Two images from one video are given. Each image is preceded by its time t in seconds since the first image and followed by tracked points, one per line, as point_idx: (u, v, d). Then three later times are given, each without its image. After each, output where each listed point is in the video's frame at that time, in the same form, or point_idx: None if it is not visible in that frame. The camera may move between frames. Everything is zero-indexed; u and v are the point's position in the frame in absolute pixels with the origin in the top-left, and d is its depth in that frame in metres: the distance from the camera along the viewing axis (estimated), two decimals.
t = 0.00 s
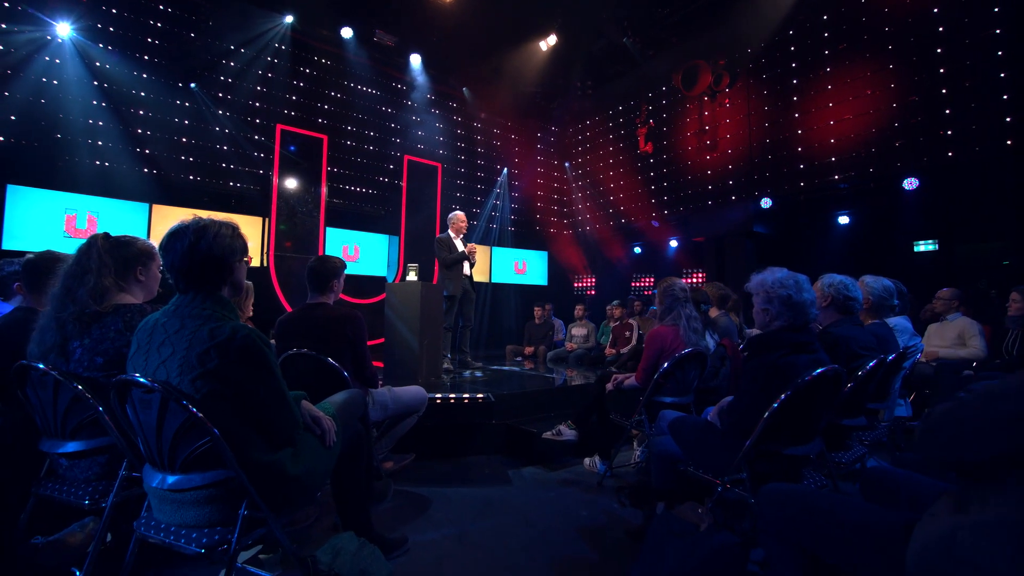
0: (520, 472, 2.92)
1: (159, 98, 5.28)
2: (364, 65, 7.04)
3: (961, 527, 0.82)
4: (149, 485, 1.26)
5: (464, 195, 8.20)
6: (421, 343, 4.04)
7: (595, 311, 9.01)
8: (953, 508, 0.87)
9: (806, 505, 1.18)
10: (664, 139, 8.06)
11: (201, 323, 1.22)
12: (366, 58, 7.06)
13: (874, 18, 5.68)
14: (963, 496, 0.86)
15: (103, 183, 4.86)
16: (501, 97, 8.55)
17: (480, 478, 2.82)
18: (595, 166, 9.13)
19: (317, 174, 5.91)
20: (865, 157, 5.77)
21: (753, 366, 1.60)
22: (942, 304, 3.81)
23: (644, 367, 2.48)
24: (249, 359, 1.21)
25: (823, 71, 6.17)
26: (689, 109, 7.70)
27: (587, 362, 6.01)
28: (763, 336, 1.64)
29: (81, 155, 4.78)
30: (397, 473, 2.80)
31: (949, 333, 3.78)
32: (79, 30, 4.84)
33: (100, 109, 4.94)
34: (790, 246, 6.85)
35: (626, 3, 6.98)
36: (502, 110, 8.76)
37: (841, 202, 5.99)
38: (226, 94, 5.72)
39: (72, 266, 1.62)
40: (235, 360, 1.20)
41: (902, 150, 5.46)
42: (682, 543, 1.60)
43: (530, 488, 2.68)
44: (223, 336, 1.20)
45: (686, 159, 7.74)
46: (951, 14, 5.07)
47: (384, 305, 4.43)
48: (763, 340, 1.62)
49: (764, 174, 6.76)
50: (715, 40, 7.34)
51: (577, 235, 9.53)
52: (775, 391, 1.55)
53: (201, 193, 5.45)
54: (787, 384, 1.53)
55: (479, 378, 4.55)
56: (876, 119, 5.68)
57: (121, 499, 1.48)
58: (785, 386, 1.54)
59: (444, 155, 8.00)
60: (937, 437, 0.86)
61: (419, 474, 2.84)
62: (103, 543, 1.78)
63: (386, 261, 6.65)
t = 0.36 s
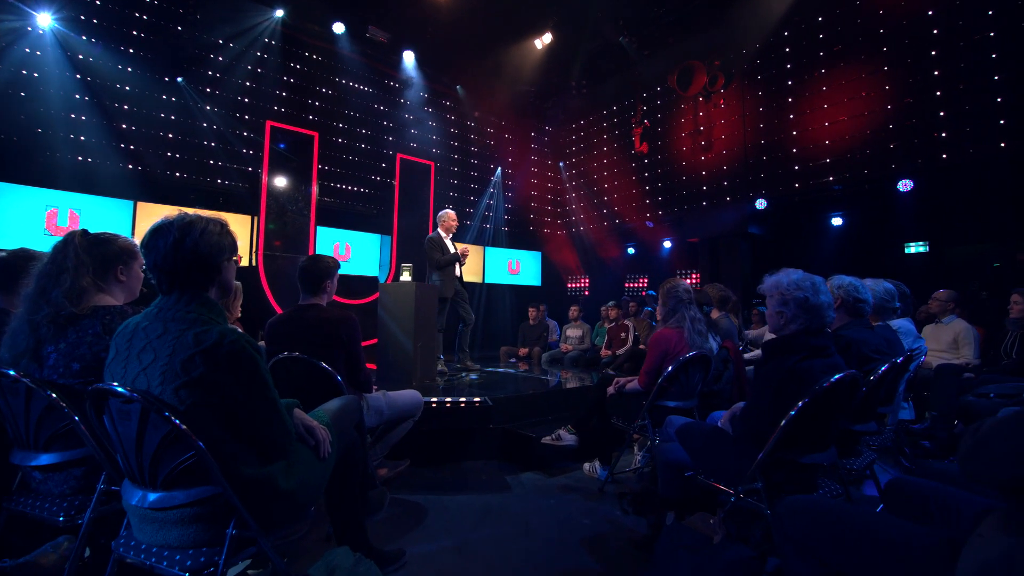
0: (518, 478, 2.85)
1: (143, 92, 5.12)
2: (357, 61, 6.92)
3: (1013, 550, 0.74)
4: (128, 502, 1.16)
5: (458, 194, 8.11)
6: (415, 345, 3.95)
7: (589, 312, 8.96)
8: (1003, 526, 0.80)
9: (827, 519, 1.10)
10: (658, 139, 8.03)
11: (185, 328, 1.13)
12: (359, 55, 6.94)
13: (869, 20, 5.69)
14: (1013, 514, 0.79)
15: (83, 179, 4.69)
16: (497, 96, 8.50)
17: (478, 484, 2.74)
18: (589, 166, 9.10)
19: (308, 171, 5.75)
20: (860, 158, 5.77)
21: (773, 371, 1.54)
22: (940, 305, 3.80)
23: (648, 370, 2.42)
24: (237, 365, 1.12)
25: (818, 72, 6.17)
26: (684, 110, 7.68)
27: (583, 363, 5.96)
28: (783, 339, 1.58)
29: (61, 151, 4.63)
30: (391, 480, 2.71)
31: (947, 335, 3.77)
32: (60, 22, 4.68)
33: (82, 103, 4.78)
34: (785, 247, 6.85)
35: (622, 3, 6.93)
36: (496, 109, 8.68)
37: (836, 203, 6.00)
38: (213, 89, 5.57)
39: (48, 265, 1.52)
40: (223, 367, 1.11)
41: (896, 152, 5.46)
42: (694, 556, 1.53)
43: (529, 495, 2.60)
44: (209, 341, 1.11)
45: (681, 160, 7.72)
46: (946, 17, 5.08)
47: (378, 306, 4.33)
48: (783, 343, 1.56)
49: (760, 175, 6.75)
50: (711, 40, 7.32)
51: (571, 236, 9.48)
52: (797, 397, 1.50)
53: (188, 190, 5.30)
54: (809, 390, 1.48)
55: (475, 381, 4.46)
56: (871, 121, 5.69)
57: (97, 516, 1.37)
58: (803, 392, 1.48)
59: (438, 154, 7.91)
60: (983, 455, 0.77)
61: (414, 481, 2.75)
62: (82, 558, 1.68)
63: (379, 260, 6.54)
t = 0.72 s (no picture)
0: (513, 484, 2.77)
1: (124, 86, 4.96)
2: (348, 57, 6.80)
3: None
4: (98, 523, 1.06)
5: (450, 193, 8.02)
6: (407, 347, 3.85)
7: (581, 313, 8.91)
8: None
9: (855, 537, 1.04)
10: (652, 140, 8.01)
11: (163, 332, 1.04)
12: (349, 50, 6.81)
13: (862, 23, 5.71)
14: None
15: (59, 174, 4.51)
16: (489, 95, 8.56)
17: (472, 491, 2.66)
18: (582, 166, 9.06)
19: (297, 169, 5.63)
20: (852, 160, 5.79)
21: (786, 377, 1.48)
22: (939, 308, 3.83)
23: (648, 374, 2.36)
24: (219, 373, 1.03)
25: (811, 74, 6.18)
26: (677, 110, 7.66)
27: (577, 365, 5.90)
28: (792, 344, 1.53)
29: (38, 145, 4.45)
30: (382, 488, 2.61)
31: (943, 338, 3.76)
32: (37, 11, 4.50)
33: (60, 96, 4.61)
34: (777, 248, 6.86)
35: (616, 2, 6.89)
36: (488, 108, 8.61)
37: (828, 205, 6.01)
38: (197, 83, 5.41)
39: (15, 263, 1.43)
40: (203, 374, 1.02)
41: (888, 154, 5.48)
42: (704, 570, 1.47)
43: (526, 503, 2.52)
44: (189, 347, 1.01)
45: (674, 161, 7.70)
46: (938, 20, 5.10)
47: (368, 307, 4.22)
48: (792, 348, 1.51)
49: (753, 176, 6.74)
50: (704, 41, 7.30)
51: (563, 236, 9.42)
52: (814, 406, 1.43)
53: (171, 187, 5.15)
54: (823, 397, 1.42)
55: (467, 383, 4.37)
56: (863, 123, 5.70)
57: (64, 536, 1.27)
58: (817, 399, 1.42)
59: (429, 153, 7.80)
60: None
61: (406, 489, 2.65)
62: None
63: (368, 260, 6.42)
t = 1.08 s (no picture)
0: (507, 490, 2.69)
1: (103, 78, 4.79)
2: (336, 53, 6.67)
3: None
4: (59, 547, 0.97)
5: (440, 192, 7.92)
6: (396, 349, 3.75)
7: (571, 314, 8.86)
8: None
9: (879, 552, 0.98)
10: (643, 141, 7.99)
11: (131, 336, 0.94)
12: (339, 46, 6.69)
13: (852, 26, 5.74)
14: None
15: (30, 168, 4.30)
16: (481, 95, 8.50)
17: (465, 497, 2.57)
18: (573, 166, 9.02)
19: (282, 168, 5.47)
20: (843, 162, 5.81)
21: (794, 383, 1.43)
22: (931, 309, 3.81)
23: (647, 377, 2.29)
24: (193, 380, 0.94)
25: (802, 76, 6.20)
26: (669, 111, 7.65)
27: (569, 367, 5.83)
28: (800, 348, 1.47)
29: (10, 138, 4.27)
30: (370, 495, 2.51)
31: (935, 339, 3.77)
32: None
33: (34, 87, 4.42)
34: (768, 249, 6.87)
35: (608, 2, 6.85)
36: (479, 107, 8.53)
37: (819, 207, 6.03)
38: (179, 77, 5.25)
39: None
40: (175, 382, 0.92)
41: (878, 157, 5.52)
42: None
43: (521, 510, 2.44)
44: (159, 353, 0.92)
45: (665, 162, 7.69)
46: (927, 24, 5.15)
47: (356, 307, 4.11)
48: (799, 353, 1.45)
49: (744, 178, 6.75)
50: (695, 42, 7.30)
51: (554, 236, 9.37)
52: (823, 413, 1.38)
53: (151, 183, 4.99)
54: (833, 403, 1.37)
55: (459, 386, 4.28)
56: (854, 125, 5.72)
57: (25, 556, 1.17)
58: (828, 405, 1.37)
59: (420, 151, 7.70)
60: None
61: (396, 496, 2.56)
62: None
63: (357, 260, 6.30)
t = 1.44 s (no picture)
0: (500, 496, 2.61)
1: (78, 69, 4.61)
2: (324, 48, 6.54)
3: None
4: (12, 573, 0.87)
5: (430, 191, 7.82)
6: (385, 350, 3.65)
7: (562, 315, 8.82)
8: None
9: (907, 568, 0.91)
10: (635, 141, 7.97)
11: (94, 339, 0.85)
12: (327, 41, 6.55)
13: (842, 29, 5.77)
14: None
15: None
16: (471, 93, 8.40)
17: (456, 505, 2.49)
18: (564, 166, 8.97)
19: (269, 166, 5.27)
20: (833, 163, 5.83)
21: (804, 388, 1.38)
22: (923, 311, 3.82)
23: (645, 380, 2.23)
24: (162, 389, 0.84)
25: (793, 78, 6.22)
26: (661, 112, 7.64)
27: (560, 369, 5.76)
28: (808, 351, 1.43)
29: None
30: (358, 503, 2.42)
31: (926, 340, 3.78)
32: None
33: (4, 77, 4.24)
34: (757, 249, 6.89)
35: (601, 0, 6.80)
36: (469, 105, 8.43)
37: (808, 208, 6.06)
38: (159, 69, 5.08)
39: None
40: (142, 390, 0.83)
41: (867, 159, 5.55)
42: None
43: (514, 517, 2.37)
44: (124, 358, 0.83)
45: (656, 162, 7.68)
46: (917, 27, 5.18)
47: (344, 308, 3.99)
48: (808, 356, 1.41)
49: (737, 178, 6.73)
50: (687, 42, 7.30)
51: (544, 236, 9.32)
52: (834, 419, 1.34)
53: (129, 178, 4.82)
54: (844, 409, 1.32)
55: (450, 388, 4.19)
56: (844, 127, 5.75)
57: None
58: (840, 410, 1.32)
59: (409, 149, 7.59)
60: None
61: (386, 503, 2.47)
62: None
63: (344, 259, 6.17)
